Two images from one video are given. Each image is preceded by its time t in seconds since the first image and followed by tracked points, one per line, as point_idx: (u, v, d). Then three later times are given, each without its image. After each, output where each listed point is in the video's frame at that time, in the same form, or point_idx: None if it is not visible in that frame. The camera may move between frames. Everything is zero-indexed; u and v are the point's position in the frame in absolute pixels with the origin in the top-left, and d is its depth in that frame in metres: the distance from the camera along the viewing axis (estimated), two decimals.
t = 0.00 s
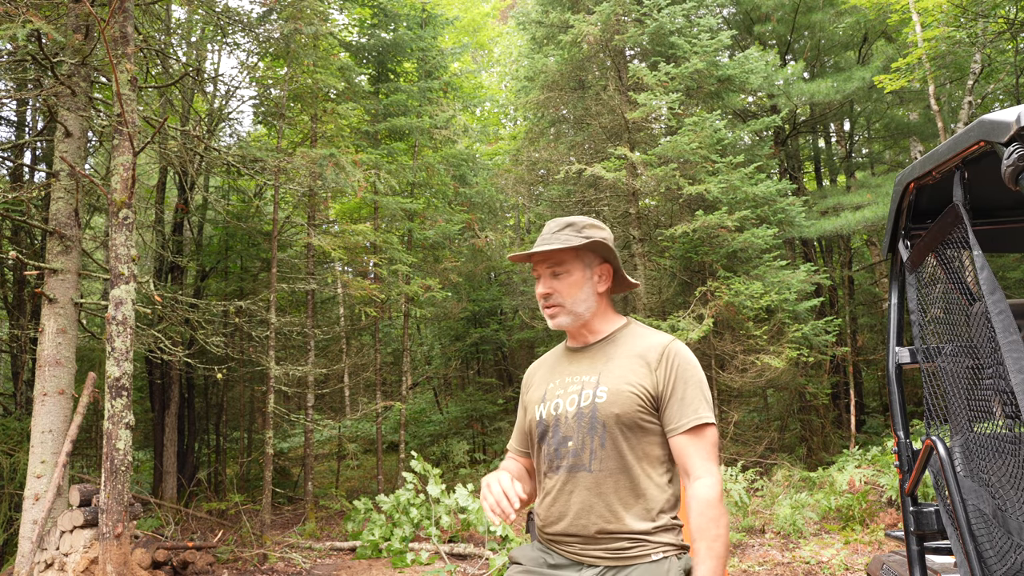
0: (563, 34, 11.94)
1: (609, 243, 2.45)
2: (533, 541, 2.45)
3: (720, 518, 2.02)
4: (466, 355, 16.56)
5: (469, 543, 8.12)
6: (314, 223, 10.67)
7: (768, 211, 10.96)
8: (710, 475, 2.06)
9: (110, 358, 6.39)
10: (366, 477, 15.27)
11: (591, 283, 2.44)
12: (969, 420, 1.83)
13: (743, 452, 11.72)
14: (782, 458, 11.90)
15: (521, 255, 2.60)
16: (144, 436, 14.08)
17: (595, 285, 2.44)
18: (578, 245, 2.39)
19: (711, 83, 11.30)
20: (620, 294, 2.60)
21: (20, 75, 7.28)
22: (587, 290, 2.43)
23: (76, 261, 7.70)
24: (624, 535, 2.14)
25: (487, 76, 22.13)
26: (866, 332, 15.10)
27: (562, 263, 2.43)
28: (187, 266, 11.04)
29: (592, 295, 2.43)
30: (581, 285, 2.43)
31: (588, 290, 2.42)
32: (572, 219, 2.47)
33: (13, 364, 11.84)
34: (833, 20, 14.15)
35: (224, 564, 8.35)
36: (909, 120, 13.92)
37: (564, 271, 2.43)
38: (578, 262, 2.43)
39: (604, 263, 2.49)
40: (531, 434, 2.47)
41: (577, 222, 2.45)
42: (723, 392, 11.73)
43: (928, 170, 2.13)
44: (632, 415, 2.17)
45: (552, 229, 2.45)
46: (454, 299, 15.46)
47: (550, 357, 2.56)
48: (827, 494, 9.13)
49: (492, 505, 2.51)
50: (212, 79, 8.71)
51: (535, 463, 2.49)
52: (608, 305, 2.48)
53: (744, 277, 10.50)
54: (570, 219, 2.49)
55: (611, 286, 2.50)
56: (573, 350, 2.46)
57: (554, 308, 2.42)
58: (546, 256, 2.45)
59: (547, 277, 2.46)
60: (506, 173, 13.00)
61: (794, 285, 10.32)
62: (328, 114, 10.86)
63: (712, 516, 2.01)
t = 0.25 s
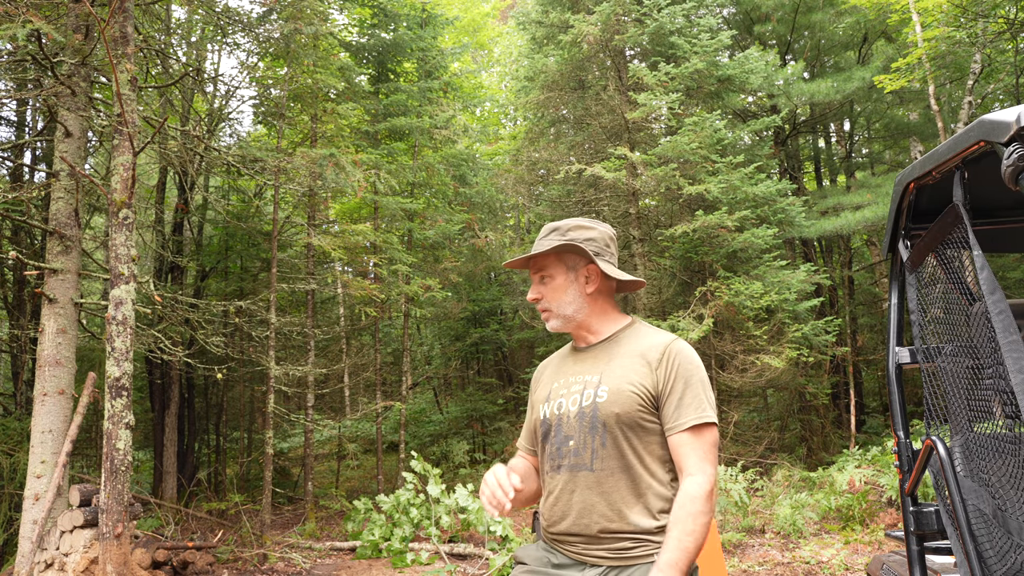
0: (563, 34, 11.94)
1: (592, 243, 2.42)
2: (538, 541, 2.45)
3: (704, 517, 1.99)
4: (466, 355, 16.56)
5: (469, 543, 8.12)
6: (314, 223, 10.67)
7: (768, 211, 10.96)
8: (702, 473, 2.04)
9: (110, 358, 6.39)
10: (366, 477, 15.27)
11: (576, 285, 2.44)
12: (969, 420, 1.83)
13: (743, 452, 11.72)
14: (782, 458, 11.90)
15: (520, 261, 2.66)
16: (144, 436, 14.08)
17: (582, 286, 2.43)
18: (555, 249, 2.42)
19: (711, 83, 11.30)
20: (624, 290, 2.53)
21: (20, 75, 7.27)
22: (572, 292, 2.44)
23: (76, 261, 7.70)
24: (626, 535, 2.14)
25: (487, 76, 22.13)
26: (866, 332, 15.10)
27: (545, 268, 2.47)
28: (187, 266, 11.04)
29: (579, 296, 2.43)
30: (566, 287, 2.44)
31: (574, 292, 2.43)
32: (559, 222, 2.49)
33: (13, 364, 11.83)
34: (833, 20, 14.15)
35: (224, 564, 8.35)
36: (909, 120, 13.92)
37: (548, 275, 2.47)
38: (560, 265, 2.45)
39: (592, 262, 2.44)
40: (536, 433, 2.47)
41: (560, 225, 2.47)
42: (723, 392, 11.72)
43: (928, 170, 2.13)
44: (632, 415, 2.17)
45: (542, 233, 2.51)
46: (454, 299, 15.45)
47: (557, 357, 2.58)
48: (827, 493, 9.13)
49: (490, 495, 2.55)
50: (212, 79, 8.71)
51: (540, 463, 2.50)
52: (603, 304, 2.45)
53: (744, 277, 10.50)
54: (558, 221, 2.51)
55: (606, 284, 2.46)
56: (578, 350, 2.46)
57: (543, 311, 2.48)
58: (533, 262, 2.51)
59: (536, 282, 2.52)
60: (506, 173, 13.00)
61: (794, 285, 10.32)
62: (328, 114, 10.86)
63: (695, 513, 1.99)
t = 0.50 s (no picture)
0: (563, 34, 11.94)
1: (591, 244, 2.42)
2: (540, 541, 2.46)
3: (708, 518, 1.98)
4: (466, 355, 16.56)
5: (469, 544, 8.12)
6: (314, 223, 10.67)
7: (768, 211, 10.96)
8: (704, 473, 2.03)
9: (110, 358, 6.39)
10: (366, 477, 15.27)
11: (574, 285, 2.44)
12: (969, 420, 1.83)
13: (743, 452, 11.73)
14: (782, 458, 11.90)
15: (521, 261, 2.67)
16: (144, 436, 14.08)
17: (581, 287, 2.44)
18: (553, 250, 2.43)
19: (711, 83, 11.30)
20: (625, 291, 2.52)
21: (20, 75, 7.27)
22: (571, 292, 2.44)
23: (76, 261, 7.70)
24: (624, 535, 2.14)
25: (487, 76, 22.13)
26: (866, 332, 15.11)
27: (544, 268, 2.48)
28: (187, 266, 11.04)
29: (577, 297, 2.43)
30: (564, 287, 2.45)
31: (572, 293, 2.44)
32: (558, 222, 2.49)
33: (13, 364, 11.83)
34: (833, 20, 14.15)
35: (224, 564, 8.35)
36: (909, 120, 13.92)
37: (547, 275, 2.48)
38: (559, 266, 2.46)
39: (591, 264, 2.44)
40: (538, 434, 2.49)
41: (560, 226, 2.47)
42: (723, 392, 11.72)
43: (928, 170, 2.13)
44: (627, 415, 2.17)
45: (541, 233, 2.52)
46: (454, 299, 15.45)
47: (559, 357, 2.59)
48: (827, 494, 9.13)
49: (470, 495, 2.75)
50: (212, 79, 8.71)
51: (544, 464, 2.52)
52: (601, 304, 2.45)
53: (744, 277, 10.50)
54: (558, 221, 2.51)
55: (605, 284, 2.46)
56: (578, 351, 2.46)
57: (543, 311, 2.49)
58: (532, 263, 2.51)
59: (536, 282, 2.53)
60: (506, 173, 13.00)
61: (794, 285, 10.33)
62: (328, 114, 10.87)
63: (700, 515, 1.98)
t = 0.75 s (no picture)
0: (563, 34, 11.95)
1: (596, 244, 2.42)
2: (540, 541, 2.46)
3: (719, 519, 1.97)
4: (466, 355, 16.56)
5: (469, 543, 8.11)
6: (314, 223, 10.67)
7: (768, 211, 10.96)
8: (708, 474, 2.03)
9: (110, 358, 6.39)
10: (366, 477, 15.27)
11: (579, 285, 2.44)
12: (969, 420, 1.83)
13: (743, 452, 11.73)
14: (782, 458, 11.90)
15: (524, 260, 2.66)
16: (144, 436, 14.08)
17: (585, 287, 2.43)
18: (558, 249, 2.42)
19: (711, 83, 11.30)
20: (627, 292, 2.53)
21: (20, 75, 7.28)
22: (575, 292, 2.44)
23: (76, 261, 7.70)
24: (622, 535, 2.14)
25: (487, 76, 22.13)
26: (866, 332, 15.11)
27: (548, 267, 2.48)
28: (187, 266, 11.04)
29: (581, 297, 2.43)
30: (568, 287, 2.45)
31: (576, 292, 2.44)
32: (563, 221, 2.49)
33: (13, 364, 11.84)
34: (833, 20, 14.16)
35: (224, 564, 8.35)
36: (909, 120, 13.92)
37: (551, 275, 2.47)
38: (563, 266, 2.45)
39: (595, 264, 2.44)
40: (539, 434, 2.49)
41: (565, 224, 2.47)
42: (724, 392, 11.72)
43: (928, 170, 2.13)
44: (625, 416, 2.17)
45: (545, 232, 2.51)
46: (454, 298, 15.45)
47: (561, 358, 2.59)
48: (827, 494, 9.13)
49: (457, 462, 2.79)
50: (212, 79, 8.71)
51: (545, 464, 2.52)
52: (604, 304, 2.45)
53: (744, 277, 10.50)
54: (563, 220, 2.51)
55: (608, 284, 2.46)
56: (580, 351, 2.46)
57: (545, 310, 2.49)
58: (536, 262, 2.51)
59: (539, 281, 2.53)
60: (506, 173, 13.00)
61: (794, 285, 10.33)
62: (328, 114, 10.87)
63: (712, 516, 1.97)
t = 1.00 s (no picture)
0: (563, 34, 11.95)
1: (601, 244, 2.42)
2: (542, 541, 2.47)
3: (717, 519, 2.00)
4: (466, 355, 16.56)
5: (469, 543, 8.11)
6: (314, 223, 10.66)
7: (768, 211, 10.96)
8: (710, 474, 2.04)
9: (110, 358, 6.39)
10: (366, 477, 15.27)
11: (584, 286, 2.43)
12: (969, 420, 1.83)
13: (743, 452, 11.73)
14: (782, 458, 11.90)
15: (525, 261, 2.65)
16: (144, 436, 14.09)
17: (589, 287, 2.43)
18: (564, 250, 2.41)
19: (711, 83, 11.30)
20: (630, 292, 2.53)
21: (20, 75, 7.28)
22: (580, 292, 2.44)
23: (76, 261, 7.70)
24: (622, 535, 2.14)
25: (487, 76, 22.13)
26: (867, 332, 15.10)
27: (552, 268, 2.46)
28: (187, 266, 11.03)
29: (586, 298, 2.43)
30: (574, 287, 2.44)
31: (581, 293, 2.43)
32: (568, 221, 2.48)
33: (13, 364, 11.84)
34: (833, 20, 14.16)
35: (224, 564, 8.35)
36: (909, 120, 13.92)
37: (556, 275, 2.46)
38: (568, 266, 2.45)
39: (600, 265, 2.44)
40: (541, 433, 2.49)
41: (570, 225, 2.46)
42: (724, 392, 11.71)
43: (929, 170, 2.13)
44: (628, 418, 2.17)
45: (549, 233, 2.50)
46: (454, 299, 15.44)
47: (564, 358, 2.58)
48: (827, 493, 9.13)
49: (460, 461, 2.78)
50: (212, 79, 8.71)
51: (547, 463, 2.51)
52: (608, 305, 2.44)
53: (744, 277, 10.50)
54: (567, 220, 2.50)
55: (613, 285, 2.47)
56: (583, 352, 2.46)
57: (550, 311, 2.49)
58: (540, 262, 2.49)
59: (542, 281, 2.51)
60: (506, 173, 12.99)
61: (794, 285, 10.33)
62: (328, 114, 10.87)
63: (709, 513, 2.00)
